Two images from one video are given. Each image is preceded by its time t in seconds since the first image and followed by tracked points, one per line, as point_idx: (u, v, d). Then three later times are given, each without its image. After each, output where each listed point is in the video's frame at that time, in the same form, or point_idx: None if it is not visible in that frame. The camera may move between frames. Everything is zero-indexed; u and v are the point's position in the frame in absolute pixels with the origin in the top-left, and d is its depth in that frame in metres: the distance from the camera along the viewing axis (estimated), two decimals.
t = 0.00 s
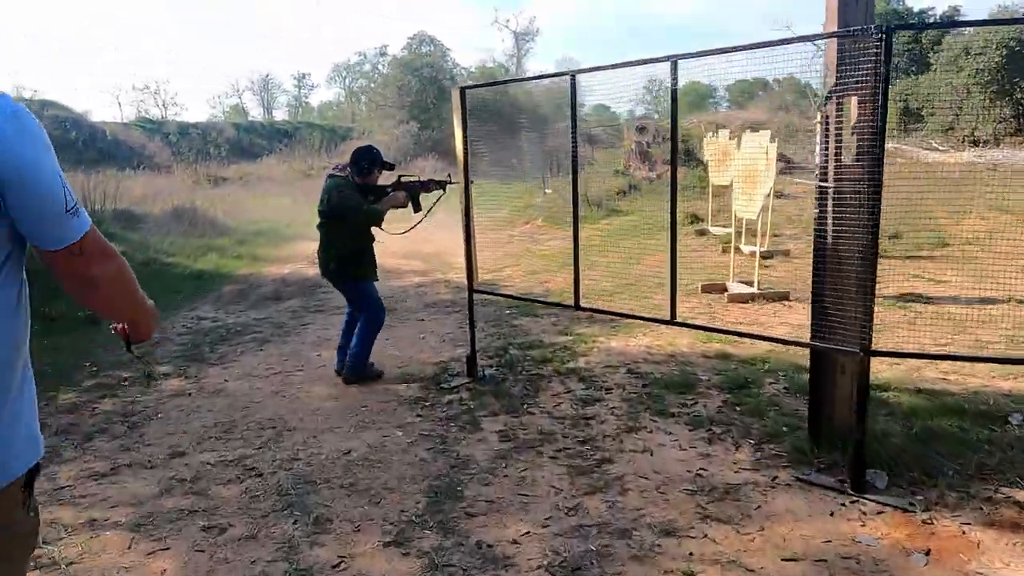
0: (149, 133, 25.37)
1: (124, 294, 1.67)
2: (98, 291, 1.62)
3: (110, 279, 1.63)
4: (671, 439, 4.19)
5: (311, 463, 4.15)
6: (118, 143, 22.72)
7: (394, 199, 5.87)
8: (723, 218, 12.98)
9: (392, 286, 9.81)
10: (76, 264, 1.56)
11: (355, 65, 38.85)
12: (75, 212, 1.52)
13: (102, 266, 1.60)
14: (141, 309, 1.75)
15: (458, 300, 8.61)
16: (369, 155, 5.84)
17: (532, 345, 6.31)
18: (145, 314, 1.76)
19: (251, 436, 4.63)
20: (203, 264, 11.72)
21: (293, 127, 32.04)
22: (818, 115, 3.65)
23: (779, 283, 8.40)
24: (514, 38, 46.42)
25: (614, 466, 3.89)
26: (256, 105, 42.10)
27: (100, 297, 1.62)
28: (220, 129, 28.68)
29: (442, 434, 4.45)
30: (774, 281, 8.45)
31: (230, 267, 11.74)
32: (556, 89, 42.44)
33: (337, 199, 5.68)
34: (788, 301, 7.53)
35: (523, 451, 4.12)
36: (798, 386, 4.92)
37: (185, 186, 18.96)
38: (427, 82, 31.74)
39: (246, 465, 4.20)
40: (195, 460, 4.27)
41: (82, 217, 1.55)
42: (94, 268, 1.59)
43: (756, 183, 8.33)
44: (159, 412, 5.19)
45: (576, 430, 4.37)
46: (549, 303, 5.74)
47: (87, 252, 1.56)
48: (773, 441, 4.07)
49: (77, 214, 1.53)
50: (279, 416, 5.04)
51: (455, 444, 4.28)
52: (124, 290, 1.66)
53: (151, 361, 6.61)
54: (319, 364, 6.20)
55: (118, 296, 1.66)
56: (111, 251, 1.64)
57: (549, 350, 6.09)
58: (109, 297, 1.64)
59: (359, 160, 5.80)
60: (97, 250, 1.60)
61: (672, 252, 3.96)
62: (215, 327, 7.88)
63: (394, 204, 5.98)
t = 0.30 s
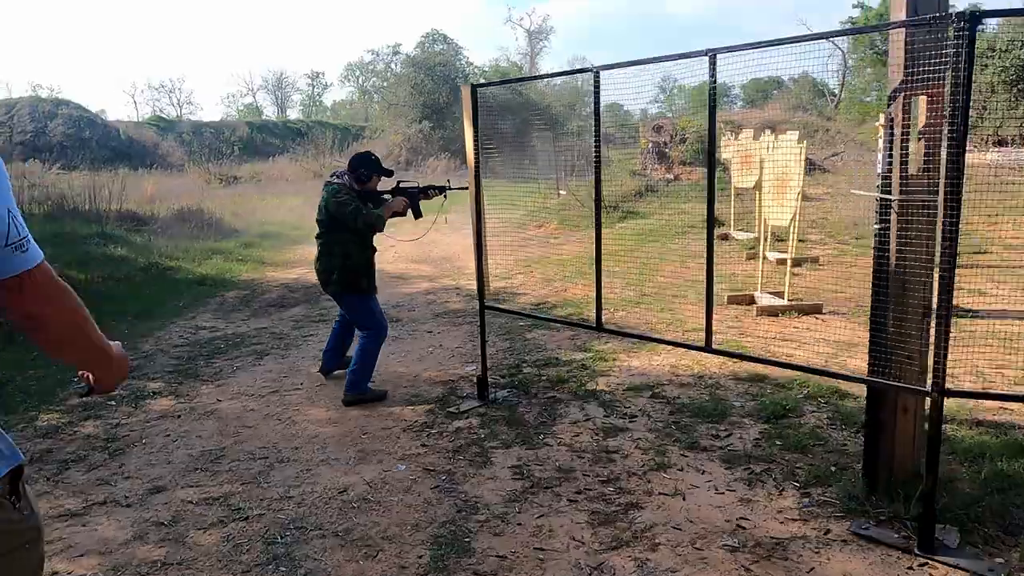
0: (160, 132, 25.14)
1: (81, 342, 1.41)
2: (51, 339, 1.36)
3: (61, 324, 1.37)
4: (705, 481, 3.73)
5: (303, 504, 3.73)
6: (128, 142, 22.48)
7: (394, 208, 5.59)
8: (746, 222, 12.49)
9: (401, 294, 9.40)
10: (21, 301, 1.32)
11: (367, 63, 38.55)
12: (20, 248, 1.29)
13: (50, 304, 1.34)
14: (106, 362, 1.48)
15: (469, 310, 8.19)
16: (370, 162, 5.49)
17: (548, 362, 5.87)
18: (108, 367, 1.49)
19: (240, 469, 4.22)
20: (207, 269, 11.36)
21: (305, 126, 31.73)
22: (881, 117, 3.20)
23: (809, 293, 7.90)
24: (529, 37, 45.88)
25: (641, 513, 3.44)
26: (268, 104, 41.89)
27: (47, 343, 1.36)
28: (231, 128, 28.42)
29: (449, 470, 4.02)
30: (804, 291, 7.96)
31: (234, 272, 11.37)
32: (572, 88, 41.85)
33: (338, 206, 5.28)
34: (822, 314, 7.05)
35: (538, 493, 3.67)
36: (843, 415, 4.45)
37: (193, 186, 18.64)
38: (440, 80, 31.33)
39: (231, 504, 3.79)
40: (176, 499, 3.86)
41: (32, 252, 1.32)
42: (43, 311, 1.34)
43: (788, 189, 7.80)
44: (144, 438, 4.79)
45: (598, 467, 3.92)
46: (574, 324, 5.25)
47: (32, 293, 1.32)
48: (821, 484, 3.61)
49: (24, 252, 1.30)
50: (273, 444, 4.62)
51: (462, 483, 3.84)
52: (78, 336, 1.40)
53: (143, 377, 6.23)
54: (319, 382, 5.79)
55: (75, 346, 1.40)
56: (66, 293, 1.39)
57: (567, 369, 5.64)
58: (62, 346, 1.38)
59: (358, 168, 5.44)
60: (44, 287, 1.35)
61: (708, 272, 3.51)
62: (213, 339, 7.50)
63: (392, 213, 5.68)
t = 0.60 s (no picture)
0: (171, 133, 24.88)
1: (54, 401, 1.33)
2: None
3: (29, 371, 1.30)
4: (756, 532, 3.26)
5: (299, 556, 3.30)
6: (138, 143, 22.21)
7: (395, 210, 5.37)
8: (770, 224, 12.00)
9: (412, 302, 8.98)
10: None
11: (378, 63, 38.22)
12: None
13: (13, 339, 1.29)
14: (85, 447, 1.37)
15: (483, 321, 7.74)
16: (375, 166, 5.23)
17: (570, 383, 5.41)
18: (91, 451, 1.38)
19: (231, 510, 3.79)
20: (211, 275, 10.98)
21: (316, 127, 31.39)
22: (973, 113, 2.71)
23: (846, 302, 7.41)
24: (542, 36, 45.39)
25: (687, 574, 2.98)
26: (280, 104, 41.70)
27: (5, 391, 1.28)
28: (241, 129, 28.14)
29: (464, 513, 3.57)
30: (839, 300, 7.48)
31: (240, 278, 11.00)
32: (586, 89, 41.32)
33: (343, 205, 5.03)
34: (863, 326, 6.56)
35: (567, 545, 3.22)
36: (905, 449, 3.96)
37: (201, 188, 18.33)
38: (451, 80, 30.94)
39: (219, 555, 3.36)
40: (157, 548, 3.44)
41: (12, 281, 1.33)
42: None
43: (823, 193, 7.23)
44: (129, 470, 4.38)
45: (633, 513, 3.46)
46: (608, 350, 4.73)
47: None
48: (893, 538, 3.13)
49: None
50: (269, 478, 4.19)
51: (479, 531, 3.39)
52: (41, 390, 1.31)
53: (135, 397, 5.82)
54: (323, 404, 5.35)
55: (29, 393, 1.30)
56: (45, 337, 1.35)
57: (591, 391, 5.19)
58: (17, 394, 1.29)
59: (364, 170, 5.20)
60: (20, 323, 1.31)
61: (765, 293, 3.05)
62: (213, 352, 7.09)
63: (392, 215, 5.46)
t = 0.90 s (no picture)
0: (184, 134, 24.57)
1: (144, 390, 1.49)
2: (100, 365, 1.45)
3: (128, 364, 1.47)
4: None
5: None
6: (151, 144, 21.92)
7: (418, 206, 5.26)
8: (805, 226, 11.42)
9: (431, 310, 8.49)
10: (76, 324, 1.43)
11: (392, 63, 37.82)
12: (86, 265, 1.42)
13: (116, 336, 1.46)
14: (174, 426, 1.55)
15: (509, 332, 7.23)
16: (400, 156, 5.16)
17: (612, 406, 4.90)
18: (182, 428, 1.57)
19: (236, 561, 3.31)
20: (222, 280, 10.55)
21: (330, 128, 31.01)
22: None
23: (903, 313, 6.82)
24: (557, 36, 44.83)
25: None
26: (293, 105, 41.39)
27: (104, 381, 1.45)
28: (254, 129, 27.79)
29: (504, 569, 3.07)
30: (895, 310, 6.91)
31: (252, 283, 10.56)
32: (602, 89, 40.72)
33: (368, 202, 4.90)
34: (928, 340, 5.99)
35: None
36: (1013, 492, 3.41)
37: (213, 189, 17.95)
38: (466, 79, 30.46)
39: None
40: None
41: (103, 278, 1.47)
42: (98, 336, 1.44)
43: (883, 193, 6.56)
44: (123, 508, 3.91)
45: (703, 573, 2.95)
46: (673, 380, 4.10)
47: (88, 314, 1.43)
48: None
49: (87, 270, 1.42)
50: (280, 518, 3.72)
51: None
52: (140, 379, 1.48)
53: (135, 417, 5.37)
54: (340, 429, 4.87)
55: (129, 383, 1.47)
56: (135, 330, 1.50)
57: (636, 416, 4.68)
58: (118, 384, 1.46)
59: (390, 164, 5.08)
60: (117, 322, 1.47)
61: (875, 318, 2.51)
62: (221, 366, 6.64)
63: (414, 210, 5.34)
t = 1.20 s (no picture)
0: (194, 137, 24.16)
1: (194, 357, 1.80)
2: (161, 345, 1.70)
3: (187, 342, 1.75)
4: None
5: None
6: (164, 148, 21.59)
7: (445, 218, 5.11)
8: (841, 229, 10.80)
9: (448, 322, 7.96)
10: (147, 321, 1.65)
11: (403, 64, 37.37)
12: (143, 276, 1.57)
13: (175, 324, 1.71)
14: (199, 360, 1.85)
15: (533, 349, 6.68)
16: (423, 161, 4.98)
17: (656, 440, 4.34)
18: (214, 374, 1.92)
19: None
20: (228, 289, 10.05)
21: (343, 130, 30.55)
22: None
23: (967, 328, 6.22)
24: (568, 34, 44.16)
25: None
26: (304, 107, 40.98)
27: (164, 354, 1.72)
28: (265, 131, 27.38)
29: None
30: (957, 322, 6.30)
31: (259, 293, 10.07)
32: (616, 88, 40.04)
33: (399, 219, 4.72)
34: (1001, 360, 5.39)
35: None
36: None
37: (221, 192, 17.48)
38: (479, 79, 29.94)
39: None
40: None
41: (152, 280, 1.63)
42: (156, 326, 1.67)
43: (950, 193, 5.86)
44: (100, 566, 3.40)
45: None
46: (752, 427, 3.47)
47: (153, 314, 1.64)
48: None
49: (143, 278, 1.58)
50: None
51: None
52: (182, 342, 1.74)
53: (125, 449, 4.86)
54: (350, 466, 4.34)
55: (171, 351, 1.73)
56: (178, 309, 1.73)
57: (684, 454, 4.12)
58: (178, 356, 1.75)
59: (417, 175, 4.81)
60: (172, 310, 1.70)
61: None
62: (222, 387, 6.13)
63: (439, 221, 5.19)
